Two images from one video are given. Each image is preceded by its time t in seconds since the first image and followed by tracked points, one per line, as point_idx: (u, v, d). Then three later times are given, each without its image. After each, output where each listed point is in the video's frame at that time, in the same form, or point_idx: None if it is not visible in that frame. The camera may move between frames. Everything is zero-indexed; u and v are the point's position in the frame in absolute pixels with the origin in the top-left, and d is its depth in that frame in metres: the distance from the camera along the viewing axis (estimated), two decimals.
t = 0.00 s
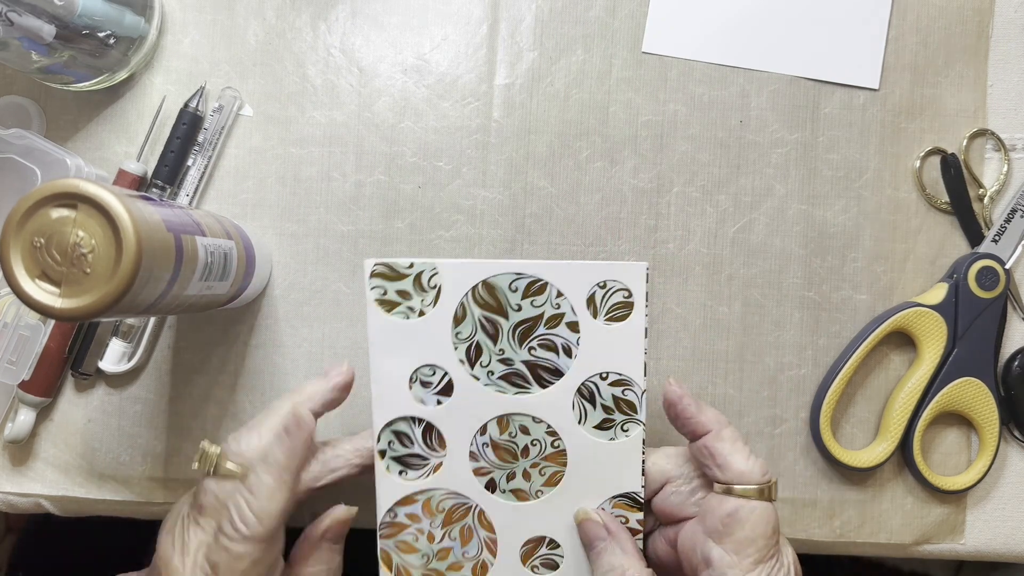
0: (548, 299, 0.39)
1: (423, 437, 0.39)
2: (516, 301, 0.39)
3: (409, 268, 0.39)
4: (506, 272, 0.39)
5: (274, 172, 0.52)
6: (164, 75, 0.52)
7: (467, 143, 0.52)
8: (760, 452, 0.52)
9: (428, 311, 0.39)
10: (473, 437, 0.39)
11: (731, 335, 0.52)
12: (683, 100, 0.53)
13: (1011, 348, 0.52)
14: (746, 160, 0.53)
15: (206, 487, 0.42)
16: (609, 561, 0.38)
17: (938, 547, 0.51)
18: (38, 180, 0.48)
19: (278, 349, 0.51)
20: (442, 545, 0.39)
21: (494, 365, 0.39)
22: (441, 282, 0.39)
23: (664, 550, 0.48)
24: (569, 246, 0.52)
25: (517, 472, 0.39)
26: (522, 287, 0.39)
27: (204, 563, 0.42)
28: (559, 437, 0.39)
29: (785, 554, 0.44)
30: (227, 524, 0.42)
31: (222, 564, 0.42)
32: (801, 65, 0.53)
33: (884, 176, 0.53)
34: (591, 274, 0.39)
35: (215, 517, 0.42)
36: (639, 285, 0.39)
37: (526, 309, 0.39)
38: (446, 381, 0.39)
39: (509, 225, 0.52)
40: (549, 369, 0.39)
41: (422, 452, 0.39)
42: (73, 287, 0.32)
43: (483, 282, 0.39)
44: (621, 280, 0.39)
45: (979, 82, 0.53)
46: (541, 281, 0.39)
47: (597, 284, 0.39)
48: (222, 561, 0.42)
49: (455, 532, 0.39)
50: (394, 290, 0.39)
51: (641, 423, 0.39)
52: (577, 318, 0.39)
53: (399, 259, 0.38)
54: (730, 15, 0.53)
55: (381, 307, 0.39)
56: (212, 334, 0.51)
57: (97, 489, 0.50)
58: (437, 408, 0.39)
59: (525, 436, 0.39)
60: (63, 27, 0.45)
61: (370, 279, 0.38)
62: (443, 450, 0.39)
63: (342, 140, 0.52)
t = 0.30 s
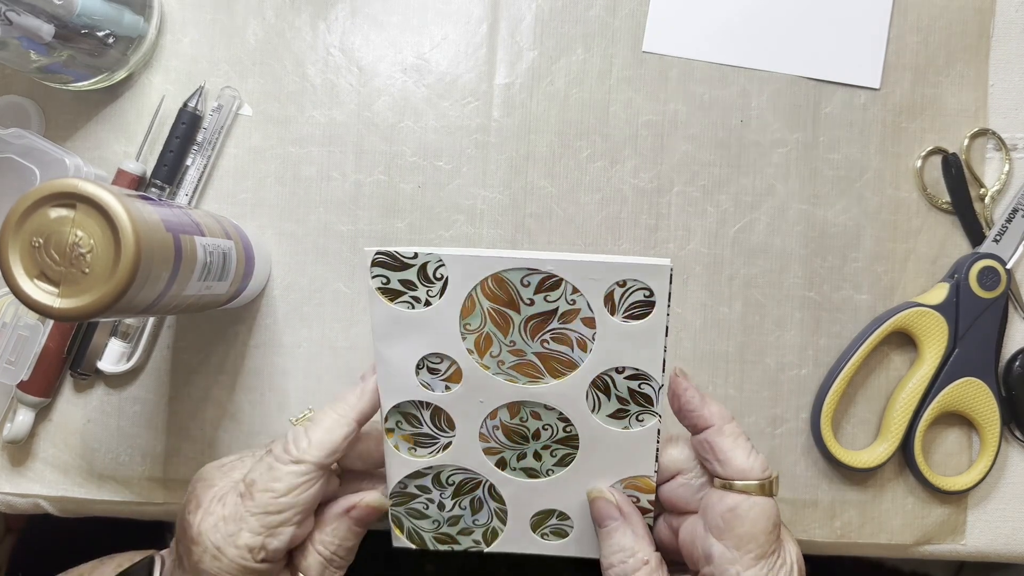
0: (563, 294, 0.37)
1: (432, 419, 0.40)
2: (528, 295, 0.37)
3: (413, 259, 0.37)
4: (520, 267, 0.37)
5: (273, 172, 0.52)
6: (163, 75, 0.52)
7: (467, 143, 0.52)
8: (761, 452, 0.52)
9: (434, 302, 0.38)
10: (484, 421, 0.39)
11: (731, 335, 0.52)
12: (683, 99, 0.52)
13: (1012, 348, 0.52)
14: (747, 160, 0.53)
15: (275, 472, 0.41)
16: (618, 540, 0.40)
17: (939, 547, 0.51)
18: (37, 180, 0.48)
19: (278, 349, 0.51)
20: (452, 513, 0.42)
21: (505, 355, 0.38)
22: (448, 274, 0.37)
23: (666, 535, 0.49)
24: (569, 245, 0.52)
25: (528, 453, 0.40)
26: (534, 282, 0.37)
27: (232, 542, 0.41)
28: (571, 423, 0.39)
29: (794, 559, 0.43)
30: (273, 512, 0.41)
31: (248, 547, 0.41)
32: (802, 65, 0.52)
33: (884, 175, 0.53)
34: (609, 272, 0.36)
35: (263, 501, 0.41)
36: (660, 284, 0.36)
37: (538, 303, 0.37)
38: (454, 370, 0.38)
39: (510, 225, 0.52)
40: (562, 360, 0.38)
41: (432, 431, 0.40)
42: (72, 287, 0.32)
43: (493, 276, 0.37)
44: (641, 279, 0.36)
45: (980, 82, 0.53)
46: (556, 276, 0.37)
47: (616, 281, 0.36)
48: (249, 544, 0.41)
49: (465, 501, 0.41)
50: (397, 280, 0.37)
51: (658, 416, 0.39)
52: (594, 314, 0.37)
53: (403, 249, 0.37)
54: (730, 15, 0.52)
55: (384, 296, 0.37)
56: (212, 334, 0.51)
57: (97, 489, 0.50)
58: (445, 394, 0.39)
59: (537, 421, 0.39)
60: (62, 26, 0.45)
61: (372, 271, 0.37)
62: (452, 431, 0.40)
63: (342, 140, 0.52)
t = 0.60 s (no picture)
0: (574, 296, 0.37)
1: (431, 413, 0.39)
2: (539, 296, 0.37)
3: (426, 255, 0.36)
4: (533, 267, 0.36)
5: (273, 172, 0.52)
6: (163, 75, 0.51)
7: (467, 142, 0.52)
8: (761, 452, 0.52)
9: (443, 298, 0.37)
10: (483, 418, 0.39)
11: (732, 335, 0.52)
12: (683, 99, 0.52)
13: (1012, 349, 0.52)
14: (747, 160, 0.52)
15: (282, 470, 0.40)
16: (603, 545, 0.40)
17: (939, 548, 0.51)
18: (36, 180, 0.48)
19: (277, 349, 0.51)
20: (442, 504, 0.41)
21: (510, 353, 0.38)
22: (460, 271, 0.37)
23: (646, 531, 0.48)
24: (569, 245, 0.52)
25: (524, 450, 0.40)
26: (546, 284, 0.36)
27: (242, 540, 0.40)
28: (571, 424, 0.39)
29: (773, 550, 0.43)
30: (283, 511, 0.40)
31: (258, 545, 0.40)
32: (803, 65, 0.52)
33: (884, 176, 0.53)
34: (622, 277, 0.36)
35: (273, 499, 0.40)
36: (672, 290, 0.36)
37: (548, 304, 0.37)
38: (458, 365, 0.38)
39: (509, 225, 0.52)
40: (567, 361, 0.38)
41: (429, 425, 0.39)
42: (71, 287, 0.32)
43: (506, 275, 0.36)
44: (654, 285, 0.36)
45: (980, 81, 0.53)
46: (568, 278, 0.36)
47: (628, 286, 0.36)
48: (259, 543, 0.40)
49: (456, 495, 0.41)
50: (407, 275, 0.36)
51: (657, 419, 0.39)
52: (602, 317, 0.37)
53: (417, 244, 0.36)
54: (730, 14, 0.52)
55: (393, 291, 0.37)
56: (211, 334, 0.51)
57: (96, 490, 0.50)
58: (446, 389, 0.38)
59: (536, 419, 0.39)
60: (62, 26, 0.45)
61: (382, 266, 0.36)
62: (450, 425, 0.39)
63: (342, 139, 0.52)
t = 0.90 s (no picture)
0: (559, 293, 0.36)
1: (421, 406, 0.39)
2: (523, 291, 0.36)
3: (408, 247, 0.36)
4: (517, 262, 0.35)
5: (273, 172, 0.52)
6: (163, 75, 0.51)
7: (467, 142, 0.52)
8: (762, 452, 0.52)
9: (428, 292, 0.37)
10: (472, 412, 0.39)
11: (732, 335, 0.52)
12: (683, 99, 0.52)
13: (1012, 348, 0.52)
14: (747, 160, 0.52)
15: (271, 464, 0.40)
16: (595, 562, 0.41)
17: (940, 548, 0.51)
18: (36, 180, 0.48)
19: (277, 349, 0.51)
20: (435, 497, 0.42)
21: (497, 348, 0.37)
22: (443, 264, 0.36)
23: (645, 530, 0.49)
24: (569, 245, 0.52)
25: (514, 445, 0.40)
26: (530, 279, 0.36)
27: (231, 533, 0.40)
28: (560, 419, 0.39)
29: (766, 551, 0.43)
30: (272, 505, 0.40)
31: (247, 539, 0.40)
32: (803, 64, 0.52)
33: (884, 176, 0.53)
34: (607, 277, 0.35)
35: (261, 493, 0.40)
36: (660, 292, 0.35)
37: (533, 300, 0.36)
38: (445, 358, 0.38)
39: (509, 225, 0.52)
40: (553, 357, 0.37)
41: (419, 418, 0.39)
42: (71, 287, 0.32)
43: (490, 270, 0.36)
44: (641, 285, 0.35)
45: (980, 81, 0.53)
46: (552, 275, 0.36)
47: (613, 285, 0.35)
48: (248, 536, 0.40)
49: (448, 488, 0.41)
50: (392, 267, 0.36)
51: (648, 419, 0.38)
52: (589, 314, 0.36)
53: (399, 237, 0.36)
54: (730, 14, 0.52)
55: (376, 283, 0.37)
56: (211, 335, 0.51)
57: (96, 490, 0.50)
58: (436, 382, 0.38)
59: (525, 415, 0.39)
60: (62, 26, 0.45)
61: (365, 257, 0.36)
62: (440, 418, 0.39)
63: (342, 139, 0.52)
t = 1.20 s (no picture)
0: (563, 312, 0.36)
1: (418, 408, 0.39)
2: (528, 306, 0.36)
3: (422, 246, 0.36)
4: (524, 275, 0.35)
5: (273, 172, 0.52)
6: (162, 75, 0.51)
7: (467, 142, 0.52)
8: (762, 452, 0.52)
9: (435, 293, 0.37)
10: (466, 423, 0.38)
11: (732, 335, 0.52)
12: (683, 99, 0.52)
13: (1013, 348, 0.52)
14: (747, 160, 0.52)
15: (257, 455, 0.40)
16: None
17: (940, 548, 0.51)
18: (36, 180, 0.48)
19: (277, 349, 0.51)
20: (423, 504, 0.41)
21: (497, 359, 0.37)
22: (454, 267, 0.36)
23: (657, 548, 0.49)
24: (569, 245, 0.52)
25: (505, 463, 0.39)
26: (535, 294, 0.35)
27: (216, 524, 0.41)
28: (553, 444, 0.38)
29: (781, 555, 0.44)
30: (256, 497, 0.40)
31: (231, 530, 0.40)
32: (803, 64, 0.52)
33: (885, 175, 0.53)
34: (613, 301, 0.35)
35: (246, 483, 0.40)
36: (663, 323, 0.34)
37: (537, 316, 0.36)
38: (446, 364, 0.38)
39: (509, 225, 0.52)
40: (550, 377, 0.37)
41: (415, 420, 0.39)
42: (71, 287, 0.32)
43: (497, 279, 0.36)
44: (645, 314, 0.35)
45: (981, 81, 0.53)
46: (558, 292, 0.35)
47: (618, 311, 0.35)
48: (232, 527, 0.40)
49: (437, 497, 0.41)
50: (404, 263, 0.36)
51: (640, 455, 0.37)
52: (589, 339, 0.36)
53: (415, 234, 0.36)
54: (730, 14, 0.52)
55: (389, 278, 0.37)
56: (211, 335, 0.51)
57: (96, 490, 0.50)
58: (433, 386, 0.38)
59: (519, 434, 0.38)
60: (62, 26, 0.44)
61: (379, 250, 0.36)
62: (435, 424, 0.39)
63: (342, 139, 0.52)
